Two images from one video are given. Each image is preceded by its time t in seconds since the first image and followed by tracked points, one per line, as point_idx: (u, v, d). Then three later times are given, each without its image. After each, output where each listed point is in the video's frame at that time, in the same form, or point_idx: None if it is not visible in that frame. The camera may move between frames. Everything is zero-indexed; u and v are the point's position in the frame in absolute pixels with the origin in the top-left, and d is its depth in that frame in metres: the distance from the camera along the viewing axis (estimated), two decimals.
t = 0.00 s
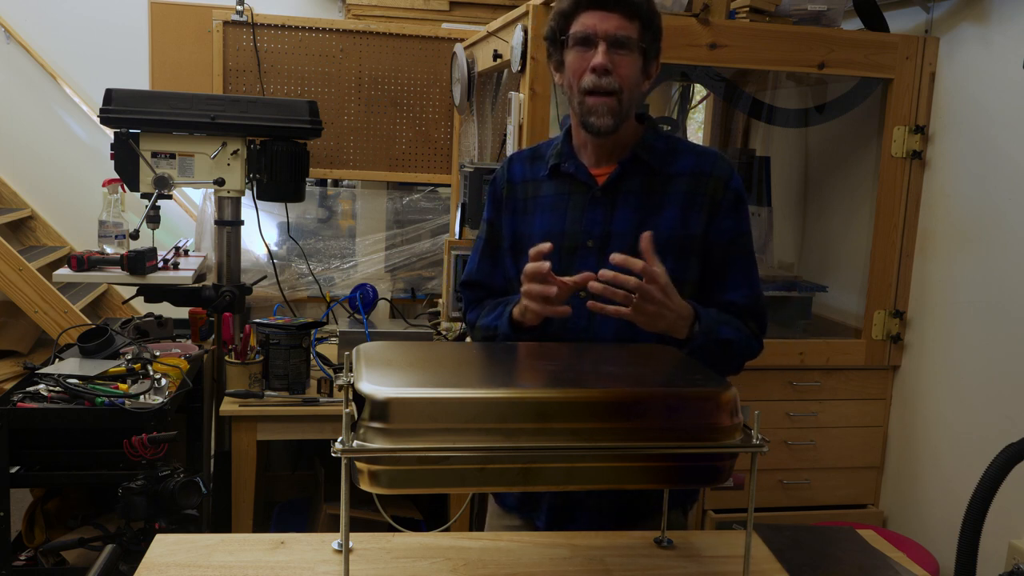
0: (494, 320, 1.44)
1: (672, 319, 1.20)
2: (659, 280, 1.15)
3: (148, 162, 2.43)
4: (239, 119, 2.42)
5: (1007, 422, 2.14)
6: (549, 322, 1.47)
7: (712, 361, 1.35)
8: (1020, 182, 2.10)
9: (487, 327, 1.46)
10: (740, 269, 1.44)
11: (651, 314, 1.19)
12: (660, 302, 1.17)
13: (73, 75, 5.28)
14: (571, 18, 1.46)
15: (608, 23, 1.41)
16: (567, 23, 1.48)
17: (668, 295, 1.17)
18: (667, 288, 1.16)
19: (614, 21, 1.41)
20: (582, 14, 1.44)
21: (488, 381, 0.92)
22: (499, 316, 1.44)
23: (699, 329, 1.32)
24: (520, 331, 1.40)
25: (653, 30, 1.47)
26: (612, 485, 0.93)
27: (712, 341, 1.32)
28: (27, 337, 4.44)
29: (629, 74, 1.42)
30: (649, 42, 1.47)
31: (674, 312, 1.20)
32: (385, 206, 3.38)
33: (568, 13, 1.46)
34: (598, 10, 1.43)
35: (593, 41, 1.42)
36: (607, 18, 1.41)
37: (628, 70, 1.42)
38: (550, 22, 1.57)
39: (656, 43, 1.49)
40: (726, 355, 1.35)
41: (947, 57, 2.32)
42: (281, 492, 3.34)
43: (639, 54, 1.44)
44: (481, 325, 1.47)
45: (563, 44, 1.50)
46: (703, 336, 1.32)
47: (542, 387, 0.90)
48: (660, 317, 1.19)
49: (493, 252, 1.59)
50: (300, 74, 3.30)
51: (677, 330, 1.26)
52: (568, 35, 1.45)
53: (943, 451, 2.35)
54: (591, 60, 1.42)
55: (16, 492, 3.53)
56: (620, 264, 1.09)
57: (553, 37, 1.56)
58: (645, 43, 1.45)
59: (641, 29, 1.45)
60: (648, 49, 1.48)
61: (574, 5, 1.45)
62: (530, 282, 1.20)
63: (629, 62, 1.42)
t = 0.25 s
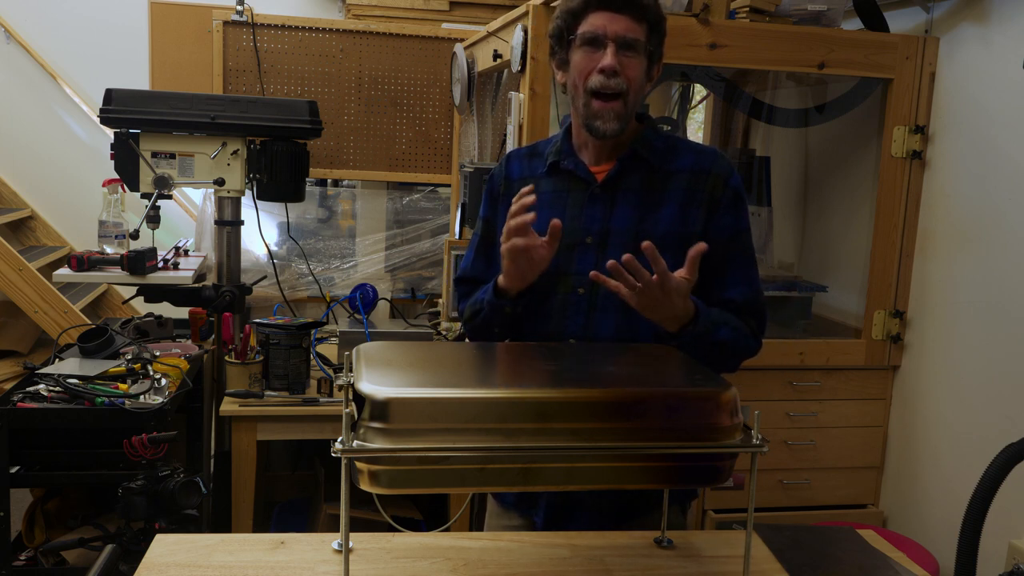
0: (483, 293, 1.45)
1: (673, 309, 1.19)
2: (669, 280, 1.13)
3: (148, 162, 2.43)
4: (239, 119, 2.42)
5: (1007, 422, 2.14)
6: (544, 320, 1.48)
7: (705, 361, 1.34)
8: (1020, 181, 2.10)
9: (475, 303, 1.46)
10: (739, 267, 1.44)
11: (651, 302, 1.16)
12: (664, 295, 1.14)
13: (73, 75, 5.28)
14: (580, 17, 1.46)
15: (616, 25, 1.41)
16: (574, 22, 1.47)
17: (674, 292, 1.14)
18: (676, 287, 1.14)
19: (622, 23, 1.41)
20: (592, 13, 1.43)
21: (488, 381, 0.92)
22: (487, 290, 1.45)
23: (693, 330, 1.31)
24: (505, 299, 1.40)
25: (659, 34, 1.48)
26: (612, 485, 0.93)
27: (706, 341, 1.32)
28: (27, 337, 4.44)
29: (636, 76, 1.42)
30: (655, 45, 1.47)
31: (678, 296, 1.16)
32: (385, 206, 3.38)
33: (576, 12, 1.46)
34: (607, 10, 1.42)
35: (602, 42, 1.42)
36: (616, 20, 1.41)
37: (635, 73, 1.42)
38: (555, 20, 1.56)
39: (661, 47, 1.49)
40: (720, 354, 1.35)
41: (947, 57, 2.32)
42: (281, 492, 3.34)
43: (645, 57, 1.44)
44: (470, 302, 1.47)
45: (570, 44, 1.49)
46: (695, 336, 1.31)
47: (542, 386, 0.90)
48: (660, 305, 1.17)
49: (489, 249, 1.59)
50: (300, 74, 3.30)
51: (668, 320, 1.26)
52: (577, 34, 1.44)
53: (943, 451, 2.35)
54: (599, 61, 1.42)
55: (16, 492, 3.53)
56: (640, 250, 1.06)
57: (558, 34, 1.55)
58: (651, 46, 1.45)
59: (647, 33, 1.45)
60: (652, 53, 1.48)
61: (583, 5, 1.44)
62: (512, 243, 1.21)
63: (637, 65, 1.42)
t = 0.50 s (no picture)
0: (492, 301, 1.44)
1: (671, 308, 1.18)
2: (668, 289, 1.12)
3: (148, 162, 2.43)
4: (239, 119, 2.42)
5: (1007, 422, 2.14)
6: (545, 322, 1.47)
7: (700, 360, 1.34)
8: (1020, 181, 2.10)
9: (483, 310, 1.45)
10: (737, 267, 1.44)
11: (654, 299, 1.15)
12: (662, 299, 1.15)
13: (73, 75, 5.28)
14: (573, 15, 1.46)
15: (607, 24, 1.41)
16: (569, 20, 1.47)
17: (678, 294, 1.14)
18: (675, 293, 1.13)
19: (614, 22, 1.41)
20: (585, 11, 1.43)
21: (488, 381, 0.92)
22: (497, 297, 1.44)
23: (686, 332, 1.32)
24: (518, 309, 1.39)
25: (655, 35, 1.47)
26: (612, 485, 0.93)
27: (700, 341, 1.33)
28: (27, 337, 4.44)
29: (624, 76, 1.42)
30: (649, 46, 1.47)
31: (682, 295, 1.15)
32: (385, 206, 3.38)
33: (570, 10, 1.46)
34: (599, 9, 1.42)
35: (591, 40, 1.42)
36: (607, 19, 1.41)
37: (624, 72, 1.42)
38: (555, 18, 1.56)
39: (658, 48, 1.49)
40: (715, 354, 1.35)
41: (947, 57, 2.32)
42: (281, 492, 3.34)
43: (637, 57, 1.44)
44: (477, 308, 1.46)
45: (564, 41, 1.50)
46: (688, 336, 1.32)
47: (542, 387, 0.90)
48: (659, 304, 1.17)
49: (489, 251, 1.58)
50: (300, 74, 3.30)
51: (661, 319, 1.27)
52: (569, 32, 1.45)
53: (943, 451, 2.35)
54: (588, 59, 1.42)
55: (16, 492, 3.53)
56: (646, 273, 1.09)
57: (555, 32, 1.55)
58: (645, 46, 1.45)
59: (642, 32, 1.45)
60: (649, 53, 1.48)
61: (576, 3, 1.45)
62: (531, 243, 1.19)
63: (627, 64, 1.42)
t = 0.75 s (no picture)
0: (493, 313, 1.43)
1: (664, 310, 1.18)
2: (661, 290, 1.12)
3: (148, 162, 2.43)
4: (239, 119, 2.42)
5: (1007, 422, 2.14)
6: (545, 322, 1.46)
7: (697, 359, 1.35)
8: (1020, 181, 2.10)
9: (483, 319, 1.45)
10: (736, 268, 1.44)
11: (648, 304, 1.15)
12: (656, 300, 1.14)
13: (73, 75, 5.28)
14: (584, 13, 1.46)
15: (622, 22, 1.41)
16: (579, 18, 1.47)
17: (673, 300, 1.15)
18: (669, 293, 1.13)
19: (628, 21, 1.42)
20: (597, 9, 1.43)
21: (488, 381, 0.92)
22: (498, 307, 1.43)
23: (682, 332, 1.31)
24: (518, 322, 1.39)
25: (662, 38, 1.49)
26: (612, 485, 0.93)
27: (697, 341, 1.32)
28: (27, 337, 4.44)
29: (636, 74, 1.43)
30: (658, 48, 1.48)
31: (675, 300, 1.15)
32: (385, 206, 3.38)
33: (581, 8, 1.46)
34: (612, 7, 1.43)
35: (605, 37, 1.42)
36: (622, 17, 1.41)
37: (635, 71, 1.43)
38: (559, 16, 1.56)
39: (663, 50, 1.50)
40: (713, 353, 1.35)
41: (947, 57, 2.32)
42: (281, 492, 3.34)
43: (647, 57, 1.44)
44: (478, 317, 1.46)
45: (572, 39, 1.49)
46: (685, 336, 1.32)
47: (542, 387, 0.90)
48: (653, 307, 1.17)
49: (487, 252, 1.57)
50: (300, 74, 3.30)
51: (657, 320, 1.26)
52: (581, 29, 1.44)
53: (943, 451, 2.35)
54: (602, 57, 1.42)
55: (16, 492, 3.53)
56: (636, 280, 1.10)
57: (560, 31, 1.55)
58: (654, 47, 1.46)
59: (652, 33, 1.46)
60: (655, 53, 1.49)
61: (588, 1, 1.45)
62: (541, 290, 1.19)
63: (638, 63, 1.43)
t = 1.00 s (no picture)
0: (492, 313, 1.43)
1: (664, 308, 1.19)
2: (662, 287, 1.12)
3: (148, 162, 2.43)
4: (239, 119, 2.42)
5: (1007, 422, 2.14)
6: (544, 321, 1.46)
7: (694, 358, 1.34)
8: (1020, 182, 2.10)
9: (483, 319, 1.45)
10: (734, 268, 1.44)
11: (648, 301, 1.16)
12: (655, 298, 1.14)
13: (73, 75, 5.28)
14: (587, 14, 1.46)
15: (623, 24, 1.41)
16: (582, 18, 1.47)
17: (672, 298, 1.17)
18: (670, 291, 1.13)
19: (629, 23, 1.42)
20: (599, 11, 1.43)
21: (488, 381, 0.92)
22: (496, 308, 1.44)
23: (681, 331, 1.31)
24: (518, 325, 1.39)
25: (664, 41, 1.49)
26: (612, 485, 0.93)
27: (695, 340, 1.32)
28: (27, 337, 4.44)
29: (635, 77, 1.42)
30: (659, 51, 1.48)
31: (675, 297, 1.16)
32: (385, 206, 3.38)
33: (584, 8, 1.46)
34: (614, 9, 1.43)
35: (605, 39, 1.42)
36: (623, 20, 1.41)
37: (634, 74, 1.43)
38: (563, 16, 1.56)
39: (665, 54, 1.50)
40: (710, 352, 1.35)
41: (947, 57, 2.32)
42: (281, 492, 3.33)
43: (647, 60, 1.44)
44: (477, 318, 1.46)
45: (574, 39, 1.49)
46: (684, 335, 1.32)
47: (542, 386, 0.90)
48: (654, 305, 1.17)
49: (486, 251, 1.57)
50: (300, 74, 3.30)
51: (657, 318, 1.27)
52: (582, 30, 1.44)
53: (943, 451, 2.35)
54: (601, 59, 1.42)
55: (16, 492, 3.53)
56: (638, 275, 1.10)
57: (563, 31, 1.55)
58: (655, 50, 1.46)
59: (653, 36, 1.46)
60: (656, 56, 1.49)
61: (591, 2, 1.45)
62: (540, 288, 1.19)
63: (638, 66, 1.43)
